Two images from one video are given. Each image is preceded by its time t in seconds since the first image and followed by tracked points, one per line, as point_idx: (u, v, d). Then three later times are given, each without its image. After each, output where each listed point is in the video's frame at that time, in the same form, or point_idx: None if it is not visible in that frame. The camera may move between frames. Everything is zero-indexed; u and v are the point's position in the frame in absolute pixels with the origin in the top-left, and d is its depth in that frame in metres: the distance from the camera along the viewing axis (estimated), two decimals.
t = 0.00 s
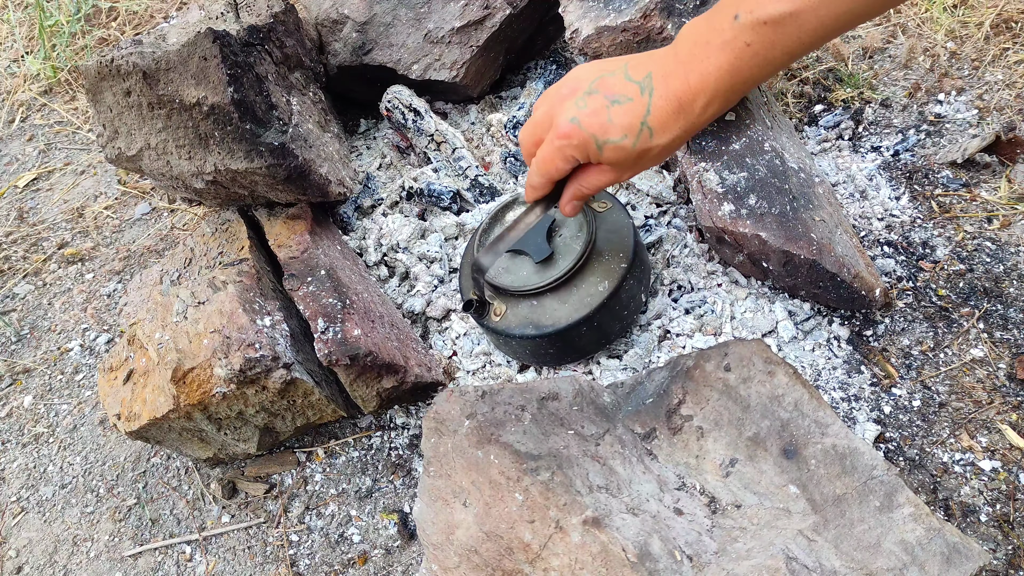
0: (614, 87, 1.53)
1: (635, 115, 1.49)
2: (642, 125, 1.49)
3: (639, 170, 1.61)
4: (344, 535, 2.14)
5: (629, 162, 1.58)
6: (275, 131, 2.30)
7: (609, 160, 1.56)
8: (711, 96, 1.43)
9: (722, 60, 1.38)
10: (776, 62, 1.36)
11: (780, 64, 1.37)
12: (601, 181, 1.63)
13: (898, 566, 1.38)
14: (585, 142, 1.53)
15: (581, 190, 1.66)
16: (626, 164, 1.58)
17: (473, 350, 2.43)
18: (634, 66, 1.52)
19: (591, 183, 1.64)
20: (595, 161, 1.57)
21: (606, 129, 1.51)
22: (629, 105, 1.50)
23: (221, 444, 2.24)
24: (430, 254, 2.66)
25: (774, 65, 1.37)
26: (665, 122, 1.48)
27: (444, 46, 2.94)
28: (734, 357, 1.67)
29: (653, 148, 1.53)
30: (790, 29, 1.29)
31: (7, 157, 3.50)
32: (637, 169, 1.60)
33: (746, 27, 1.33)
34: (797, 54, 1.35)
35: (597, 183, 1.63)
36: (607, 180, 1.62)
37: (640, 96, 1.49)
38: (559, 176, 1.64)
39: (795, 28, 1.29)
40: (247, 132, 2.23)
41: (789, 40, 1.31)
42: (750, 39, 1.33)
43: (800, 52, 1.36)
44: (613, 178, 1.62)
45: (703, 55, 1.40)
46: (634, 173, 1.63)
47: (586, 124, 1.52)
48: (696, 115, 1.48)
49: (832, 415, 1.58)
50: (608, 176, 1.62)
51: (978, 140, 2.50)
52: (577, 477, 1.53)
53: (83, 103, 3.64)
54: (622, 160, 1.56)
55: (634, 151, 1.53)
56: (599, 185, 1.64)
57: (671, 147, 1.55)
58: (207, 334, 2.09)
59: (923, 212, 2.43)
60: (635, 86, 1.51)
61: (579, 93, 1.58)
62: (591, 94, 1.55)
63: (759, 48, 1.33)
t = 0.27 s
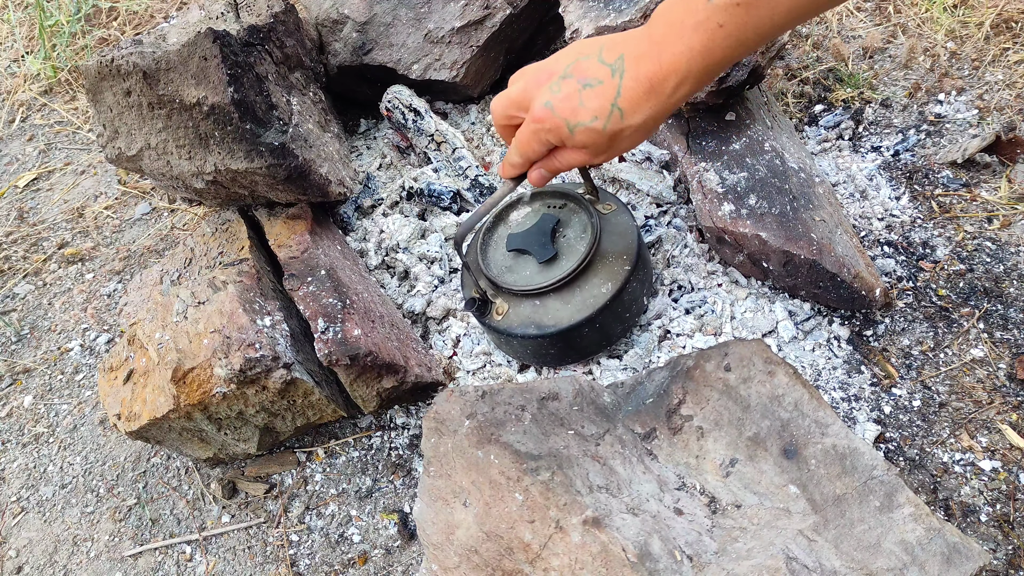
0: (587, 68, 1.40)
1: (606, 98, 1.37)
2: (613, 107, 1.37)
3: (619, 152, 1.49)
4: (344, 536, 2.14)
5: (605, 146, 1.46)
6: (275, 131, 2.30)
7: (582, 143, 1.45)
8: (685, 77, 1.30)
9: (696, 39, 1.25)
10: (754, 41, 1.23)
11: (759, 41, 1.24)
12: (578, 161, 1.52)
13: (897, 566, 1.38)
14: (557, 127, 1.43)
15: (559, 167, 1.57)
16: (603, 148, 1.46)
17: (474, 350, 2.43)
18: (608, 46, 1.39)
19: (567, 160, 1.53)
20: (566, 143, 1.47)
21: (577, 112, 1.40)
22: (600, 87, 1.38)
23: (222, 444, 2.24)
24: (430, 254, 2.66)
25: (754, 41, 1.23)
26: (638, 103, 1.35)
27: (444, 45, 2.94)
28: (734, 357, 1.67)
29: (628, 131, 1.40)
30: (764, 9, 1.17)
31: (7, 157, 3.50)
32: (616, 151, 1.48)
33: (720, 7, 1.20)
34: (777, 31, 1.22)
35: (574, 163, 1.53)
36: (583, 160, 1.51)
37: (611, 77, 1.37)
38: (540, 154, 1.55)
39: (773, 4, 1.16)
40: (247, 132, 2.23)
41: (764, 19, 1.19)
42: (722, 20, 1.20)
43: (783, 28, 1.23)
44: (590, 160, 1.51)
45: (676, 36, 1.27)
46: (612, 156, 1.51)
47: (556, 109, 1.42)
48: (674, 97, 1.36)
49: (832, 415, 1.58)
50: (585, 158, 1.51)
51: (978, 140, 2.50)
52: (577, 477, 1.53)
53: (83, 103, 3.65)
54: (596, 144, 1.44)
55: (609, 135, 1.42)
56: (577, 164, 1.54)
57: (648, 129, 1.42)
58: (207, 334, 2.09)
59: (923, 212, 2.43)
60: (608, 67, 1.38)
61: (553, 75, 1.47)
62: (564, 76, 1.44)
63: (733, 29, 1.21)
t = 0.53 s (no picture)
0: (551, 61, 1.35)
1: (563, 92, 1.32)
2: (570, 101, 1.31)
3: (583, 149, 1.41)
4: (344, 536, 2.14)
5: (564, 142, 1.39)
6: (274, 131, 2.30)
7: (544, 136, 1.37)
8: (640, 76, 1.26)
9: (650, 41, 1.22)
10: (707, 50, 1.21)
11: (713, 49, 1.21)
12: (544, 155, 1.43)
13: (897, 566, 1.38)
14: (518, 117, 1.36)
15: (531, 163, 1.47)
16: (562, 144, 1.39)
17: (473, 350, 2.43)
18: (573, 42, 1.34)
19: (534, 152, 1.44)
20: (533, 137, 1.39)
21: (538, 102, 1.34)
22: (559, 80, 1.32)
23: (221, 444, 2.24)
24: (430, 254, 2.66)
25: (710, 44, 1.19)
26: (595, 98, 1.30)
27: (444, 45, 2.94)
28: (734, 357, 1.67)
29: (584, 126, 1.34)
30: (714, 18, 1.15)
31: (7, 157, 3.50)
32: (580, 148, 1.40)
33: (671, 11, 1.18)
34: (731, 42, 1.20)
35: (540, 157, 1.43)
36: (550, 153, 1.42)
37: (571, 71, 1.32)
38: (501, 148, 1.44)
39: (725, 11, 1.13)
40: (247, 132, 2.23)
41: (716, 29, 1.16)
42: (673, 25, 1.18)
43: (736, 41, 1.20)
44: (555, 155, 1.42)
45: (631, 36, 1.24)
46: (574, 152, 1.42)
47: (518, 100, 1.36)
48: (631, 96, 1.31)
49: (832, 415, 1.58)
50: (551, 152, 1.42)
51: (978, 140, 2.50)
52: (577, 477, 1.53)
53: (83, 103, 3.65)
54: (555, 137, 1.37)
55: (565, 130, 1.35)
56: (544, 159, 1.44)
57: (605, 128, 1.35)
58: (207, 334, 2.09)
59: (923, 213, 2.43)
60: (569, 61, 1.33)
61: (517, 68, 1.42)
62: (530, 68, 1.38)
63: (682, 34, 1.19)
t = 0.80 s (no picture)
0: (549, 135, 1.43)
1: (574, 159, 1.39)
2: (583, 167, 1.38)
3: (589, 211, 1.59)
4: (344, 536, 2.14)
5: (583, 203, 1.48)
6: (275, 131, 2.30)
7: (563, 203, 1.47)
8: (646, 124, 1.32)
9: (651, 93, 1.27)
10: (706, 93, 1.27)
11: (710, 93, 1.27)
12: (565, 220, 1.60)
13: (897, 566, 1.38)
14: (534, 198, 1.48)
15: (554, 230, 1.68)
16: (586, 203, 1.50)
17: (473, 350, 2.42)
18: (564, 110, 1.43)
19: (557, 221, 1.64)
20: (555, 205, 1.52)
21: (550, 179, 1.43)
22: (565, 150, 1.39)
23: (221, 444, 2.24)
24: (430, 254, 2.66)
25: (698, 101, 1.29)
26: (608, 158, 1.37)
27: (444, 46, 2.94)
28: (734, 357, 1.67)
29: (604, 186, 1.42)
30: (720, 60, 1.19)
31: (7, 157, 3.50)
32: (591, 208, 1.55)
33: (674, 57, 1.22)
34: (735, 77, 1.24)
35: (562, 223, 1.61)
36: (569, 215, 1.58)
37: (575, 138, 1.38)
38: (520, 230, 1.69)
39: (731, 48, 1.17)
40: (247, 132, 2.23)
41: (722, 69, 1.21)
42: (679, 71, 1.23)
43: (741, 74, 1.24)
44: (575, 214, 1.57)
45: (631, 87, 1.30)
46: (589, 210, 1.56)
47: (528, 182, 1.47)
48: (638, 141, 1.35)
49: (832, 415, 1.58)
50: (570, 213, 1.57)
51: (978, 140, 2.50)
52: (577, 477, 1.52)
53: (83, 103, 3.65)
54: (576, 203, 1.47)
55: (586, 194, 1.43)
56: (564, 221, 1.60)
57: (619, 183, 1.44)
58: (207, 334, 2.09)
59: (923, 213, 2.43)
60: (568, 129, 1.40)
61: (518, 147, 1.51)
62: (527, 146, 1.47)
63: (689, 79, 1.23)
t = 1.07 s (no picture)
0: (537, 80, 1.21)
1: (557, 111, 1.19)
2: (566, 122, 1.19)
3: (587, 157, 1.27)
4: (344, 536, 2.14)
5: (564, 157, 1.26)
6: (275, 131, 2.30)
7: (540, 156, 1.25)
8: (641, 83, 1.14)
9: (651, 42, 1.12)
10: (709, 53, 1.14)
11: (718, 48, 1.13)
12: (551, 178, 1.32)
13: (897, 566, 1.38)
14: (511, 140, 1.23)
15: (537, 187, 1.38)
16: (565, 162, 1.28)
17: (474, 350, 2.42)
18: (557, 55, 1.21)
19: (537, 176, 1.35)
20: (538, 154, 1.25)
21: (530, 126, 1.20)
22: (551, 98, 1.18)
23: (221, 444, 2.25)
24: (430, 254, 2.66)
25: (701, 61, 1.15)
26: (593, 113, 1.17)
27: (444, 46, 2.94)
28: (734, 357, 1.67)
29: (584, 144, 1.22)
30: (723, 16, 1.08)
31: (7, 157, 3.50)
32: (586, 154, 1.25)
33: (675, 12, 1.09)
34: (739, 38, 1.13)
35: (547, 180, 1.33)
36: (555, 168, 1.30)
37: (563, 90, 1.18)
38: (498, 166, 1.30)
39: None
40: (246, 132, 2.23)
41: (725, 26, 1.09)
42: (679, 26, 1.10)
43: (755, 30, 1.13)
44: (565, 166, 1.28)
45: (625, 42, 1.14)
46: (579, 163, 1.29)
47: (507, 122, 1.23)
48: (633, 101, 1.18)
49: (832, 415, 1.58)
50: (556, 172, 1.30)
51: (978, 140, 2.50)
52: (577, 477, 1.52)
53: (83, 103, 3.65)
54: (554, 156, 1.25)
55: (565, 148, 1.23)
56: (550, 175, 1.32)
57: (607, 138, 1.22)
58: (207, 334, 2.09)
59: (923, 213, 2.43)
60: (557, 80, 1.20)
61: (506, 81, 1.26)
62: (514, 86, 1.23)
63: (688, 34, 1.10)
